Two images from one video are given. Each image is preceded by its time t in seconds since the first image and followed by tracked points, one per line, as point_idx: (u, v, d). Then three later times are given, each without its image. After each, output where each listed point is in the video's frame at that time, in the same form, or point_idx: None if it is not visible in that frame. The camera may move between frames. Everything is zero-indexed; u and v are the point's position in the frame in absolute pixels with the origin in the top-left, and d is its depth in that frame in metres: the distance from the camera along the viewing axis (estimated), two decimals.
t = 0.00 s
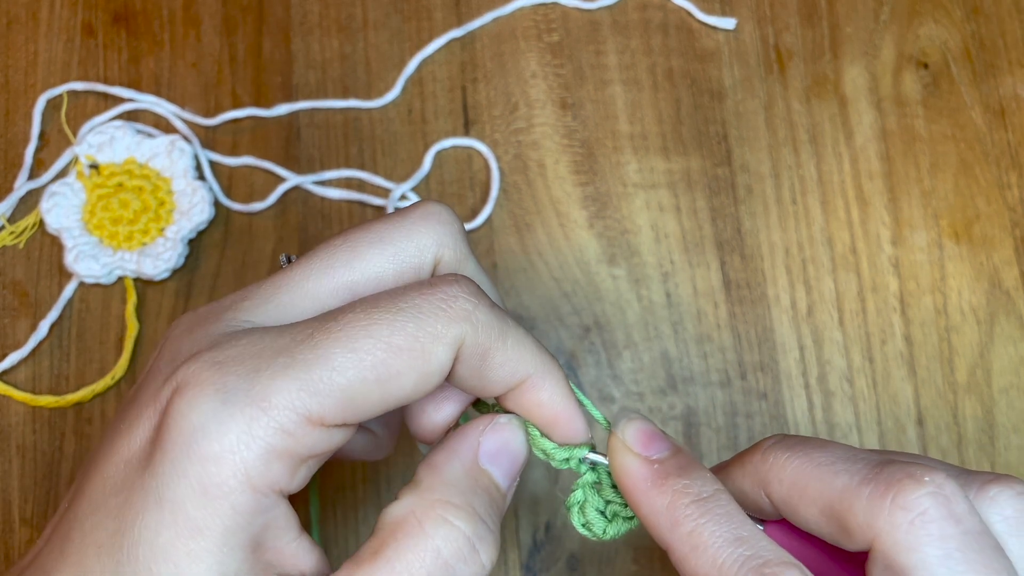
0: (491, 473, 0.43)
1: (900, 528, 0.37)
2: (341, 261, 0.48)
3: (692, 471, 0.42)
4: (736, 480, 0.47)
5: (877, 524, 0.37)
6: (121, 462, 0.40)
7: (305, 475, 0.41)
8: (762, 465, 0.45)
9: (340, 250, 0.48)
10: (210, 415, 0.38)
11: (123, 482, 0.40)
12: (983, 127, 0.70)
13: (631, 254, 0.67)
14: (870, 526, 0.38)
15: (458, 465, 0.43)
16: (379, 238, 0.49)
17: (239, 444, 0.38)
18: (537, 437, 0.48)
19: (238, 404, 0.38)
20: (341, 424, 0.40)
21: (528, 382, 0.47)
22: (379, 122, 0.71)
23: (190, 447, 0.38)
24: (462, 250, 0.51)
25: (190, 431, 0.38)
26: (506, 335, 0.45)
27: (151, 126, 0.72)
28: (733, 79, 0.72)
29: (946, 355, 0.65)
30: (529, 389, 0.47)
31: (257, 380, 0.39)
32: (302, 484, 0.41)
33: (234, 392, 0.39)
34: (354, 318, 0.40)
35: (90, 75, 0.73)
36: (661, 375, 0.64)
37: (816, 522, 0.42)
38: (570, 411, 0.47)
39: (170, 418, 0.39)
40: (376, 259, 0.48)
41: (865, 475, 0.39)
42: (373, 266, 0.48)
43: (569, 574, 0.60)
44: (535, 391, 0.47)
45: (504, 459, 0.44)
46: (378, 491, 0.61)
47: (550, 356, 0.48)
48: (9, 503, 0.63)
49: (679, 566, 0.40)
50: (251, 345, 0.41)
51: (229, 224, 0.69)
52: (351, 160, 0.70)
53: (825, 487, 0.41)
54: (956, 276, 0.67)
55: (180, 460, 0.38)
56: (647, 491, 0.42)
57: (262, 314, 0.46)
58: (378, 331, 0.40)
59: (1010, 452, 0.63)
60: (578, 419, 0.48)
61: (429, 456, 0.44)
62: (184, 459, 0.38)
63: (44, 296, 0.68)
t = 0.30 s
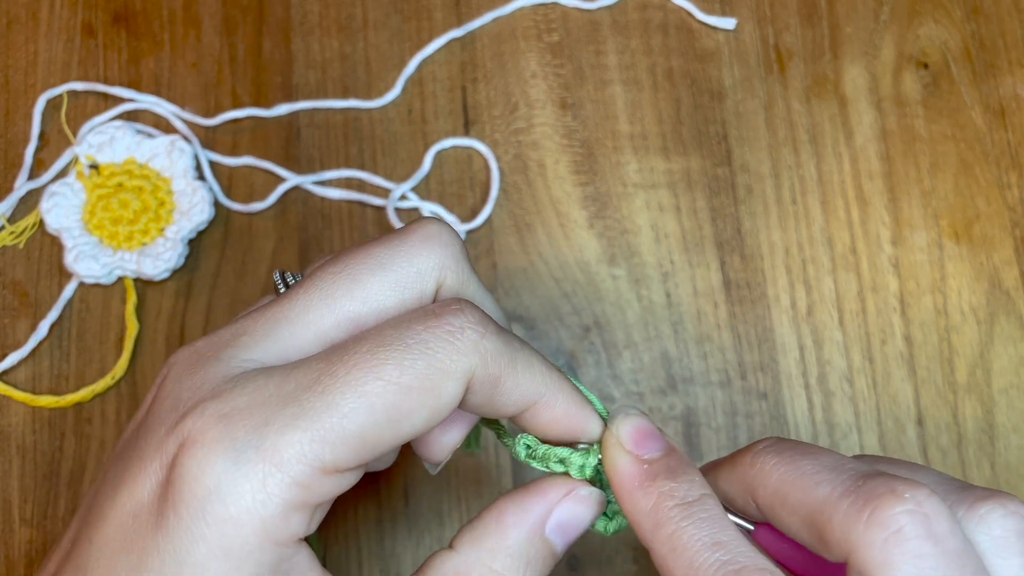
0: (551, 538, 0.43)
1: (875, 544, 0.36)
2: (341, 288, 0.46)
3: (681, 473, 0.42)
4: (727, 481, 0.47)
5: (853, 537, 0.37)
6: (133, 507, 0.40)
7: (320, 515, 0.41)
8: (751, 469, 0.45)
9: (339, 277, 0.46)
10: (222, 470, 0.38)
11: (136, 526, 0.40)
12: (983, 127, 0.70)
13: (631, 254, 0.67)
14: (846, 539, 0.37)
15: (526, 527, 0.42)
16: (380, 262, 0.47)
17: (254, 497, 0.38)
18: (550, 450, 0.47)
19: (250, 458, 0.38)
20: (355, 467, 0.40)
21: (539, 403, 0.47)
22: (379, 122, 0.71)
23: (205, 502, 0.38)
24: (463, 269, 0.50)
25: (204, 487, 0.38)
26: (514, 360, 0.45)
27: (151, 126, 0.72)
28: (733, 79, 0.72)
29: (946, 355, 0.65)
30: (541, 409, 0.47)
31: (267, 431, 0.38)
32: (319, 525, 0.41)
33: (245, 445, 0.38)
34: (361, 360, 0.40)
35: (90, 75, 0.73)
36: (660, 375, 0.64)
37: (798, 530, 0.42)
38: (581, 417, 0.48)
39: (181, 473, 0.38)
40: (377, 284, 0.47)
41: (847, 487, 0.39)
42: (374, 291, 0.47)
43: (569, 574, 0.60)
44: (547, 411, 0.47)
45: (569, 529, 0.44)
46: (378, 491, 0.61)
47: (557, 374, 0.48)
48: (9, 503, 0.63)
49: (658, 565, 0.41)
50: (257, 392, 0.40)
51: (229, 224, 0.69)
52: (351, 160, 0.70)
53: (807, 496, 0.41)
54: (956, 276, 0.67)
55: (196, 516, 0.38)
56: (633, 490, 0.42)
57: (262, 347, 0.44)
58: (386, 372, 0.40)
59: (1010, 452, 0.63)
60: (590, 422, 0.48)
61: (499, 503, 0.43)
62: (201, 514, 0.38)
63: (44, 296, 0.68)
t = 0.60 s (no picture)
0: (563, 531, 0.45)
1: (875, 561, 0.36)
2: (325, 302, 0.42)
3: (687, 472, 0.42)
4: (734, 479, 0.47)
5: (852, 552, 0.37)
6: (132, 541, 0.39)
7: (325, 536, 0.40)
8: (757, 469, 0.45)
9: (320, 290, 0.42)
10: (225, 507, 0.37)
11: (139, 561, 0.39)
12: (983, 127, 0.70)
13: (631, 254, 0.67)
14: (845, 552, 0.38)
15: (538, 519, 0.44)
16: (365, 272, 0.43)
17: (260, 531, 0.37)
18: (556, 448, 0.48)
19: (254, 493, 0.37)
20: (360, 490, 0.39)
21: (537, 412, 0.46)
22: (378, 122, 0.71)
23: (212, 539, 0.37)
24: (451, 277, 0.47)
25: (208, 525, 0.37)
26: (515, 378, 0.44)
27: (151, 126, 0.72)
28: (733, 79, 0.72)
29: (946, 355, 0.65)
30: (540, 416, 0.47)
31: (268, 465, 0.37)
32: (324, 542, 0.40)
33: (246, 482, 0.37)
34: (362, 387, 0.38)
35: (90, 75, 0.73)
36: (661, 375, 0.64)
37: (798, 535, 0.42)
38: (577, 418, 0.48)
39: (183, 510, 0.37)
40: (362, 296, 0.43)
41: (851, 500, 0.39)
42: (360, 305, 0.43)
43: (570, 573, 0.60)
44: (545, 418, 0.47)
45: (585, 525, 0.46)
46: (378, 491, 0.61)
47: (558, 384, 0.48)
48: (9, 503, 0.63)
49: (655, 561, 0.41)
50: (249, 421, 0.38)
51: (229, 224, 0.69)
52: (351, 160, 0.70)
53: (810, 505, 0.41)
54: (956, 276, 0.67)
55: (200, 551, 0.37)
56: (637, 486, 0.43)
57: (245, 370, 0.41)
58: (388, 397, 0.38)
59: (1010, 452, 0.63)
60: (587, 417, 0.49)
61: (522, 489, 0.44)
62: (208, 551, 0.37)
63: (44, 297, 0.68)
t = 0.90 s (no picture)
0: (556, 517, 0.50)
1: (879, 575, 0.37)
2: (298, 357, 0.39)
3: (707, 477, 0.43)
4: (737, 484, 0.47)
5: (856, 565, 0.38)
6: None
7: None
8: (763, 477, 0.45)
9: (294, 343, 0.39)
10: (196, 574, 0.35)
11: None
12: (983, 127, 0.70)
13: (631, 254, 0.67)
14: (848, 566, 0.38)
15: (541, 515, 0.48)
16: (345, 327, 0.40)
17: None
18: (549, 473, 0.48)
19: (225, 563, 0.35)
20: (334, 554, 0.38)
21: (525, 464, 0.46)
22: (379, 122, 0.71)
23: None
24: (436, 336, 0.44)
25: None
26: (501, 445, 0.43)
27: (152, 126, 0.72)
28: (733, 79, 0.72)
29: (945, 355, 0.65)
30: (529, 467, 0.46)
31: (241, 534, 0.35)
32: None
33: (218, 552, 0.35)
34: (345, 459, 0.36)
35: (90, 75, 0.73)
36: (661, 375, 0.64)
37: (800, 546, 0.42)
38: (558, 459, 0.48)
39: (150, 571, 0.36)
40: (340, 351, 0.40)
41: (859, 515, 0.39)
42: (336, 361, 0.40)
43: (570, 573, 0.60)
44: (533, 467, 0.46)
45: (573, 506, 0.51)
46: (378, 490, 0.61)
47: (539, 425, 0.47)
48: (10, 502, 0.63)
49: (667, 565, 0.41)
50: (224, 481, 0.36)
51: (229, 224, 0.69)
52: (351, 160, 0.70)
53: (816, 514, 0.41)
54: (956, 276, 0.67)
55: None
56: (655, 487, 0.43)
57: (211, 423, 0.38)
58: (372, 469, 0.37)
59: (1010, 452, 0.63)
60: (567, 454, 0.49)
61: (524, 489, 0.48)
62: None
63: (44, 296, 0.68)
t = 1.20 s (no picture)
0: (557, 544, 0.46)
1: (926, 524, 0.43)
2: (312, 327, 0.46)
3: (739, 471, 0.44)
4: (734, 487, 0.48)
5: (902, 521, 0.43)
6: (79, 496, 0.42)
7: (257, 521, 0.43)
8: (765, 472, 0.48)
9: (305, 317, 0.46)
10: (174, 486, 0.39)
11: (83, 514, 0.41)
12: (983, 127, 0.70)
13: (631, 254, 0.67)
14: (894, 524, 0.44)
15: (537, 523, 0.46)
16: (352, 312, 0.47)
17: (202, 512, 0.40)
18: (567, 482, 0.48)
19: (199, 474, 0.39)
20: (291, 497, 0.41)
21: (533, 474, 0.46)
22: (378, 122, 0.71)
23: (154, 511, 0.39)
24: (441, 337, 0.50)
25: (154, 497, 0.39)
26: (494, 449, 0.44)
27: (152, 126, 0.72)
28: (733, 79, 0.72)
29: (945, 354, 0.65)
30: (535, 478, 0.46)
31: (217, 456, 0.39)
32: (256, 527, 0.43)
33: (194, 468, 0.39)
34: (322, 408, 0.40)
35: (90, 75, 0.73)
36: (661, 375, 0.64)
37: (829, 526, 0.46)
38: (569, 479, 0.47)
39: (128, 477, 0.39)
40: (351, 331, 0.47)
41: (876, 481, 0.45)
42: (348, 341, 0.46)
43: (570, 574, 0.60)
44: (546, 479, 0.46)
45: (582, 542, 0.47)
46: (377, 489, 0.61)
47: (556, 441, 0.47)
48: (9, 502, 0.63)
49: (747, 566, 0.41)
50: (203, 398, 0.40)
51: (229, 224, 0.69)
52: (351, 160, 0.70)
53: (842, 490, 0.45)
54: (956, 276, 0.67)
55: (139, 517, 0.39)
56: (703, 493, 0.44)
57: (220, 362, 0.44)
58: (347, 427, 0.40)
59: (1010, 452, 0.63)
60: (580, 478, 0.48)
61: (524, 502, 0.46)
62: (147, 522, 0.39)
63: (44, 296, 0.68)
